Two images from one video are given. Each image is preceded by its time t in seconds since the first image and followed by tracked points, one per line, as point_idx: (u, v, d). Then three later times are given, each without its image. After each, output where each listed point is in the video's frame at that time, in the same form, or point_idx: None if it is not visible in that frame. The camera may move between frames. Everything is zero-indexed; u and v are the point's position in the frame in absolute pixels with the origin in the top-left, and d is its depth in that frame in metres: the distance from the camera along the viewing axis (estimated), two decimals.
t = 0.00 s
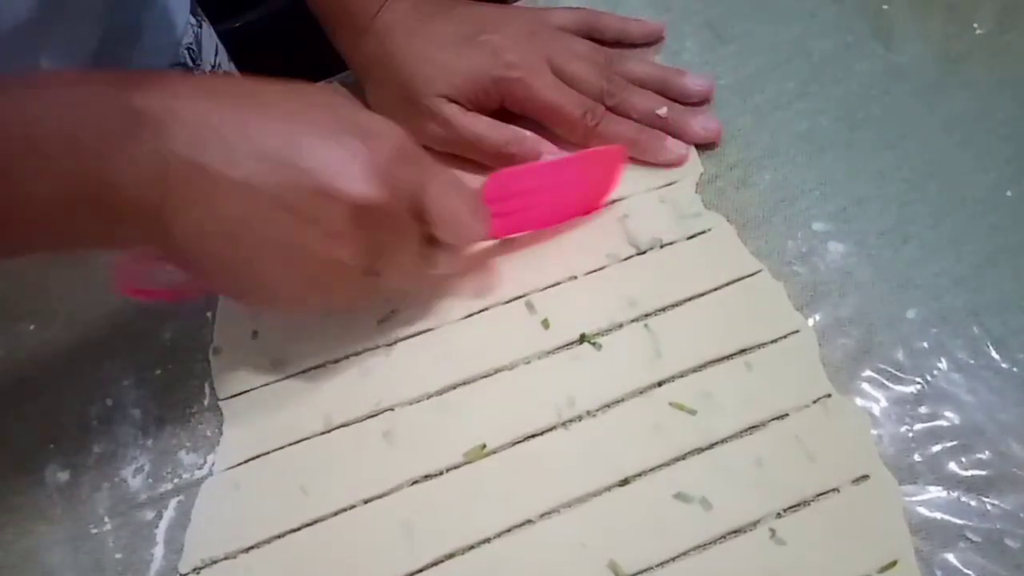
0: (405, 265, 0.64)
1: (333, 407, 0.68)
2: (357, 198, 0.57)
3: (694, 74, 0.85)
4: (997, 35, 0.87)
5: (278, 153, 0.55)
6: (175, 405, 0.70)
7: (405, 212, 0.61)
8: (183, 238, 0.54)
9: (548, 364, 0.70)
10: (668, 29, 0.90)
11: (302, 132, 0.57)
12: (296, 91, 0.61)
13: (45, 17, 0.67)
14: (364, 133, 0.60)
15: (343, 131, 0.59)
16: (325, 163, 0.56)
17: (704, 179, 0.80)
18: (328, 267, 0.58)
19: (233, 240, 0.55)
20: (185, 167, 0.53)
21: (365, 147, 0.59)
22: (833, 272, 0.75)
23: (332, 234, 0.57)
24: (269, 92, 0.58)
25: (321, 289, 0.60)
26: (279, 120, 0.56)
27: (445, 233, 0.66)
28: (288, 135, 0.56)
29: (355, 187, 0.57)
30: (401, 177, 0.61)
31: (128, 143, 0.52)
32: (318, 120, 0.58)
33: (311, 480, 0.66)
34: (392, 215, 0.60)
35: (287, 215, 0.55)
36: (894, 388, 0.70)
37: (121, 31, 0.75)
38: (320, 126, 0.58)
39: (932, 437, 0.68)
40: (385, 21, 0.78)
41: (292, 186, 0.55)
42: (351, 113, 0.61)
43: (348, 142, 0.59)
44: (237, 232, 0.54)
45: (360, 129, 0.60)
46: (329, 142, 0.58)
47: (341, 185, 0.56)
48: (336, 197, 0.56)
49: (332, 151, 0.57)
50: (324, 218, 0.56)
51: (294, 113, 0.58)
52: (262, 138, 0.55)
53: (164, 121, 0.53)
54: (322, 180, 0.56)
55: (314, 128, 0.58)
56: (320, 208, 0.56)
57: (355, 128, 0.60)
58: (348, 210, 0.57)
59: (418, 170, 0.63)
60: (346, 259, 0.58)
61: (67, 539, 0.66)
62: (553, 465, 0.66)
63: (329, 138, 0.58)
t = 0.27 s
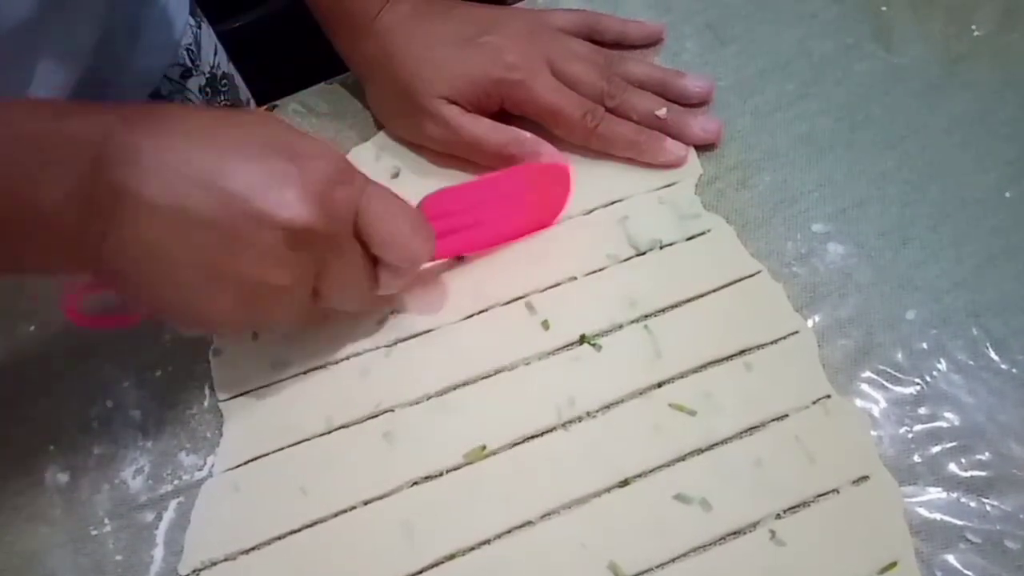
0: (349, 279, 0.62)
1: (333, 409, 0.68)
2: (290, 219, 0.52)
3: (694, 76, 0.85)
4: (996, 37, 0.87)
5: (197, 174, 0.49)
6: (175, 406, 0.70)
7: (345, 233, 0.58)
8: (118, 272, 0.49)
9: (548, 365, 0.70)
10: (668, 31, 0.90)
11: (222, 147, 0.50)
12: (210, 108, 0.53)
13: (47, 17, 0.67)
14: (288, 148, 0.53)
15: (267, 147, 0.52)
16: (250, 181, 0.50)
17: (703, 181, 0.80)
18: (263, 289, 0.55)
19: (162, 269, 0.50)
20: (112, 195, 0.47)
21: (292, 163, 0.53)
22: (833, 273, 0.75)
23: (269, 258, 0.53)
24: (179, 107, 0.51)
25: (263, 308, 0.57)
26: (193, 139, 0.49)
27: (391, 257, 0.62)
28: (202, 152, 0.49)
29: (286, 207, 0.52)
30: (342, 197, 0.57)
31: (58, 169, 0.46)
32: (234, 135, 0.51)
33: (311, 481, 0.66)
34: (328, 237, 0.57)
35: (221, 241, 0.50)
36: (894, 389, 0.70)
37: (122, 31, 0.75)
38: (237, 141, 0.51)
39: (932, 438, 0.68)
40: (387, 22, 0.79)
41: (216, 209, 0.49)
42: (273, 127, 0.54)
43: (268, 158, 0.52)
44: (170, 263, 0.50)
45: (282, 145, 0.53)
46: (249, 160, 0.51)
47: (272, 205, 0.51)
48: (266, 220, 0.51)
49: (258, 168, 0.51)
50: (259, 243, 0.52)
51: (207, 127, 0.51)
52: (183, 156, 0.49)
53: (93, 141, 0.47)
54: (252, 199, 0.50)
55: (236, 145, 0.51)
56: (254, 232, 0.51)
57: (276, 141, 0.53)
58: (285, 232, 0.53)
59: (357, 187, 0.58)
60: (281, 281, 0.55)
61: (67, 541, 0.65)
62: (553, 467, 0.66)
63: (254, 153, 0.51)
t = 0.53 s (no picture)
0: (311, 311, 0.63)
1: (335, 409, 0.68)
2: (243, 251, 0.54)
3: (694, 77, 0.85)
4: (996, 39, 0.88)
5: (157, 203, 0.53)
6: (175, 407, 0.70)
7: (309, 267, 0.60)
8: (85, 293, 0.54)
9: (549, 365, 0.70)
10: (668, 32, 0.90)
11: (185, 181, 0.54)
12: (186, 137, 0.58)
13: (48, 16, 0.67)
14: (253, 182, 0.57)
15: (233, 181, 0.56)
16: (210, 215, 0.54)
17: (704, 181, 0.80)
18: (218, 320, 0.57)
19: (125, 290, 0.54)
20: (66, 218, 0.52)
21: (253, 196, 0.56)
22: (833, 274, 0.75)
23: (224, 291, 0.56)
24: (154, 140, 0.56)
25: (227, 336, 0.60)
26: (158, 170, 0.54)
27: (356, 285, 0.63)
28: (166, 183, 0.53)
29: (242, 240, 0.54)
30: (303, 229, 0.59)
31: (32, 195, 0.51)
32: (202, 167, 0.55)
33: (313, 481, 0.66)
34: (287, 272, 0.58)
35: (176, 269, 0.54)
36: (894, 390, 0.70)
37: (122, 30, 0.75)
38: (203, 174, 0.55)
39: (932, 439, 0.68)
40: (387, 22, 0.79)
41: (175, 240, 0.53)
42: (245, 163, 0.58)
43: (232, 194, 0.55)
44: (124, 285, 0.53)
45: (248, 178, 0.57)
46: (211, 192, 0.54)
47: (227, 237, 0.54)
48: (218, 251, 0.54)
49: (220, 201, 0.54)
50: (212, 276, 0.55)
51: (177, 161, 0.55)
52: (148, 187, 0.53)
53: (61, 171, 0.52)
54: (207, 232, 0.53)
55: (200, 178, 0.55)
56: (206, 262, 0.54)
57: (244, 175, 0.57)
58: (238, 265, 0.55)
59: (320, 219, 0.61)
60: (234, 313, 0.57)
61: (68, 542, 0.65)
62: (555, 468, 0.66)
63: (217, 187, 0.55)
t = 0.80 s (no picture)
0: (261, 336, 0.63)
1: (335, 409, 0.68)
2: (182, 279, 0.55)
3: (695, 76, 0.85)
4: (998, 37, 0.87)
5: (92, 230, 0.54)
6: (175, 407, 0.70)
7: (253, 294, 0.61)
8: (39, 326, 0.56)
9: (549, 365, 0.70)
10: (668, 31, 0.90)
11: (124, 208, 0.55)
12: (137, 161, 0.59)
13: (49, 17, 0.67)
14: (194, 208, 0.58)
15: (173, 207, 0.57)
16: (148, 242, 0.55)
17: (704, 180, 0.80)
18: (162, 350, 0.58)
19: (68, 316, 0.55)
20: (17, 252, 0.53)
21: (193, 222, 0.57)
22: (834, 274, 0.75)
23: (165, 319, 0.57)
24: (101, 163, 0.57)
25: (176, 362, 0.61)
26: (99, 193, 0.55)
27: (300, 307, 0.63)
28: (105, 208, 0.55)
29: (179, 269, 0.55)
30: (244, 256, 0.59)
31: None
32: (143, 192, 0.57)
33: (312, 482, 0.66)
34: (226, 302, 0.59)
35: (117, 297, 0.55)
36: (896, 390, 0.70)
37: (123, 31, 0.75)
38: (141, 200, 0.56)
39: (933, 439, 0.68)
40: (387, 22, 0.78)
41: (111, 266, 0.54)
42: (190, 187, 0.59)
43: (170, 219, 0.57)
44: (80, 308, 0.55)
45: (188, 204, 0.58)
46: (149, 220, 0.56)
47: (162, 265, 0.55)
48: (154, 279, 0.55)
49: (157, 227, 0.56)
50: (149, 304, 0.56)
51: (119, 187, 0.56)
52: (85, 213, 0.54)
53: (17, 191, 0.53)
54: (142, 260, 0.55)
55: (146, 211, 0.56)
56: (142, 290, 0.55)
57: (184, 201, 0.58)
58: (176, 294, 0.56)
59: (264, 244, 0.61)
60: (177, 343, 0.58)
61: (68, 542, 0.65)
62: (554, 468, 0.66)
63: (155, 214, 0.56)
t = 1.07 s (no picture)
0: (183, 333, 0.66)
1: (335, 409, 0.68)
2: (98, 281, 0.56)
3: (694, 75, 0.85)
4: (997, 37, 0.87)
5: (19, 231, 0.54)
6: (175, 407, 0.70)
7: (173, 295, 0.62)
8: None
9: (549, 365, 0.70)
10: (668, 31, 0.90)
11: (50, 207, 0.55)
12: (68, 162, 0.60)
13: (48, 16, 0.67)
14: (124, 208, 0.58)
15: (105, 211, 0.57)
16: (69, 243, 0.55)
17: (704, 180, 0.80)
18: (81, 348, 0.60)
19: None
20: None
21: (116, 221, 0.57)
22: (834, 273, 0.75)
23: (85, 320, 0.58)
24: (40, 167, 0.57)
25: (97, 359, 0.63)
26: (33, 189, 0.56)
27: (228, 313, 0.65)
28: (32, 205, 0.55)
29: (100, 274, 0.56)
30: (166, 260, 0.60)
31: None
32: (57, 188, 0.57)
33: (313, 482, 0.66)
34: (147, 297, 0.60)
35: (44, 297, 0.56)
36: (896, 389, 0.70)
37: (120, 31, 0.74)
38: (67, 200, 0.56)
39: (933, 439, 0.68)
40: (387, 22, 0.78)
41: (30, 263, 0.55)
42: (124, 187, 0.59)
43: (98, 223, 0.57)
44: None
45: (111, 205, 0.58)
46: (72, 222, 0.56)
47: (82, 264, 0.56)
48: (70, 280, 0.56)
49: (81, 228, 0.56)
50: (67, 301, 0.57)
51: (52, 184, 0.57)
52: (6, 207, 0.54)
53: None
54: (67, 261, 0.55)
55: (60, 206, 0.56)
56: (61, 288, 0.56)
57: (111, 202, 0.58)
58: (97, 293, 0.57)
59: (189, 245, 0.62)
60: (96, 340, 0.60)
61: (68, 543, 0.65)
62: (554, 468, 0.66)
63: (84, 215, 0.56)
